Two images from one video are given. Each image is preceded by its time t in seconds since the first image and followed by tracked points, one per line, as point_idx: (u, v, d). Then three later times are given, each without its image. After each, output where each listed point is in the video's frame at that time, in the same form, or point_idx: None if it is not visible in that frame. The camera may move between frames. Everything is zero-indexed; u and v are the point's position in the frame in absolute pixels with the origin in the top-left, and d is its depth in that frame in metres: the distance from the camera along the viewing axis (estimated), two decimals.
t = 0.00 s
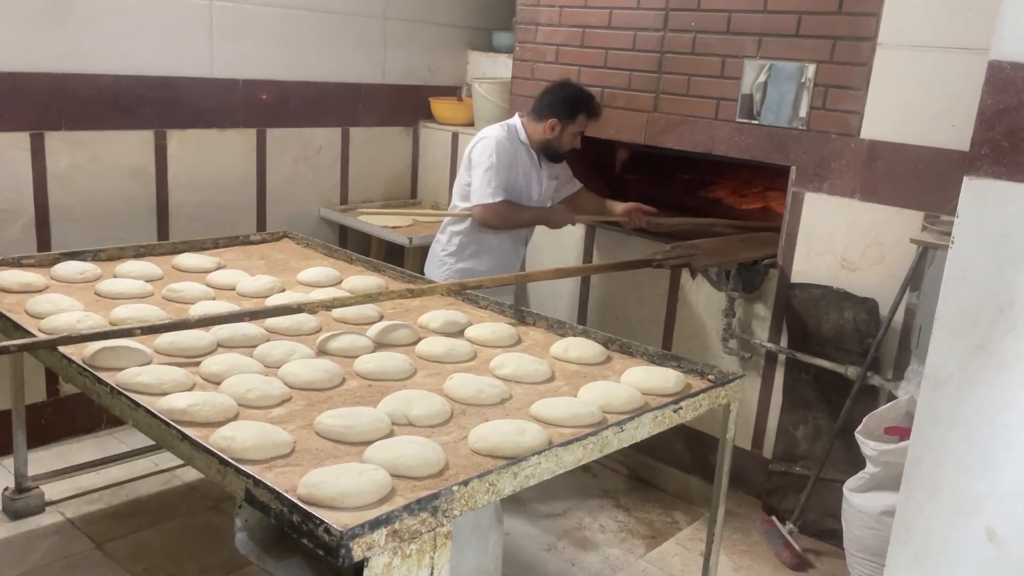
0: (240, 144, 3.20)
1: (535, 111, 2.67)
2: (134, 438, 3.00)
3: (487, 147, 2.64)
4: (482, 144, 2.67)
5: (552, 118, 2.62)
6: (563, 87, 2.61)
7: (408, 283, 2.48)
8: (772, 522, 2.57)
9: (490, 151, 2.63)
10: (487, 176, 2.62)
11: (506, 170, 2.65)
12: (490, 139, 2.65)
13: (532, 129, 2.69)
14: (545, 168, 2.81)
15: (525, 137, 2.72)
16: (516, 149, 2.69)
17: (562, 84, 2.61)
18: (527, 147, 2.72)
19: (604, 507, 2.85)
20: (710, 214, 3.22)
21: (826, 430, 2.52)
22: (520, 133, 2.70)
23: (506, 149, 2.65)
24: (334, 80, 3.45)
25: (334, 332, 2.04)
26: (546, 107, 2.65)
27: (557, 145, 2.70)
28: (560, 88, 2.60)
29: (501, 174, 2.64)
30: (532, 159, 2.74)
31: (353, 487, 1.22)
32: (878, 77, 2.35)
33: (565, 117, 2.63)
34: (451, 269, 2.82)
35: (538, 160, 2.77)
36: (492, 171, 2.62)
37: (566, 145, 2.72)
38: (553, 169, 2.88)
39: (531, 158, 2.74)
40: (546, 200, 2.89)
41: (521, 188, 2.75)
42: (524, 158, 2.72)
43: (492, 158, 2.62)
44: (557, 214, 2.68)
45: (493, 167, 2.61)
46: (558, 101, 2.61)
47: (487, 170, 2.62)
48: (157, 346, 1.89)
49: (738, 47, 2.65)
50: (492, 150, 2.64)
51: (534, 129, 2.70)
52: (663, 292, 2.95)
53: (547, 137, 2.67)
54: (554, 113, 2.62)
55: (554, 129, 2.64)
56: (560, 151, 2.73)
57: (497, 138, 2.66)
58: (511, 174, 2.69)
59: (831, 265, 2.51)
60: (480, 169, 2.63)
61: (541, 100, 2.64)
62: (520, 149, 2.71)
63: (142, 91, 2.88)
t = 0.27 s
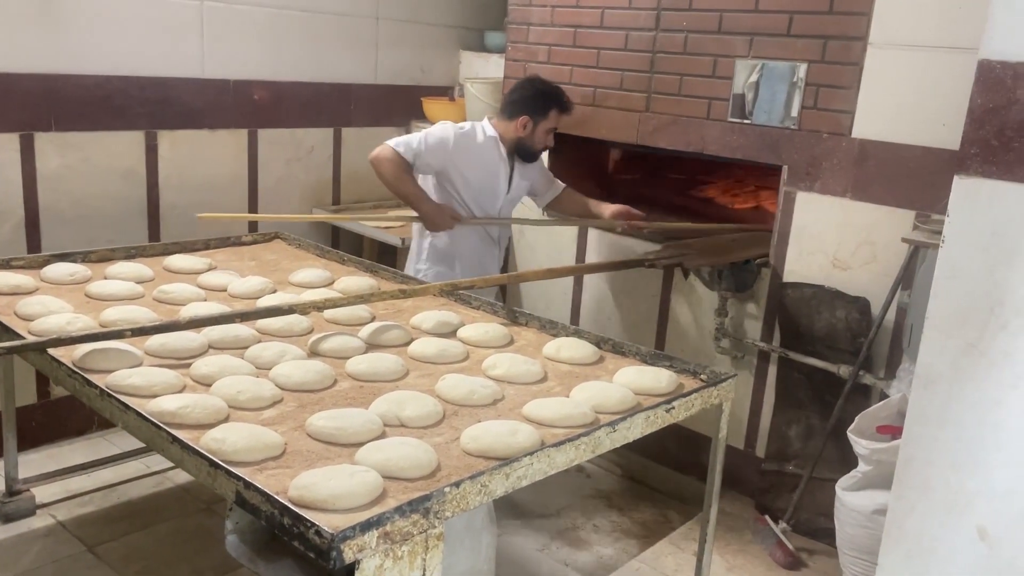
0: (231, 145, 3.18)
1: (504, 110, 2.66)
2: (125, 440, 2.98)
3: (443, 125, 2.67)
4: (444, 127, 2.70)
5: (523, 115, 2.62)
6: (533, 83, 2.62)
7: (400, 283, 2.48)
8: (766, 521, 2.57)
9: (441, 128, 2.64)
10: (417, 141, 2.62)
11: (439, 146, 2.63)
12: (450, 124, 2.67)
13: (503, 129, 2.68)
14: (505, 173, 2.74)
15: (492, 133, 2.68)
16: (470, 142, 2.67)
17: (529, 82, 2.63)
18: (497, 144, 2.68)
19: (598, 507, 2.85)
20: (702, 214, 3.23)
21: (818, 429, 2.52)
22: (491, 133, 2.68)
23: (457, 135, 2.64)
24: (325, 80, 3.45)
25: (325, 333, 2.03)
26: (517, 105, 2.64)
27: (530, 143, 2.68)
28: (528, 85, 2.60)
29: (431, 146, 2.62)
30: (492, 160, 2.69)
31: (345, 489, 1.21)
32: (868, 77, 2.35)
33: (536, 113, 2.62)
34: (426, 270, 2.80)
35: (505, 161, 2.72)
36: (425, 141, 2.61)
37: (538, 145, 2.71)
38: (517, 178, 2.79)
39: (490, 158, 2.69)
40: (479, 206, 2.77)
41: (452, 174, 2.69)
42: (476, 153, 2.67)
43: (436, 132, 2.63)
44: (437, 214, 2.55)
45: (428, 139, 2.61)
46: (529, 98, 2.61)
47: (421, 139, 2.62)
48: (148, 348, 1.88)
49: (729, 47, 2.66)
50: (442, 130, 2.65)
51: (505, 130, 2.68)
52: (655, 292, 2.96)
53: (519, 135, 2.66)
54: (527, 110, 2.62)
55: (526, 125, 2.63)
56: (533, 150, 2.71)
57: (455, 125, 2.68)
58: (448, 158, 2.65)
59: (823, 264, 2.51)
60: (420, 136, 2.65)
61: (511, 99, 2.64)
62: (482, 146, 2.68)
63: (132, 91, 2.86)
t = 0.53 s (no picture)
0: (225, 146, 3.18)
1: (473, 101, 2.64)
2: (120, 443, 2.97)
3: (413, 138, 2.62)
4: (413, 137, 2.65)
5: (491, 104, 2.59)
6: (496, 71, 2.57)
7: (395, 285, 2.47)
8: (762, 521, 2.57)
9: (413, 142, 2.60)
10: (397, 164, 2.58)
11: (419, 163, 2.60)
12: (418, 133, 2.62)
13: (473, 121, 2.66)
14: (481, 168, 2.73)
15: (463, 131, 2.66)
16: (443, 147, 2.64)
17: (491, 69, 2.58)
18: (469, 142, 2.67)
19: (594, 508, 2.85)
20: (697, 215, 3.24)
21: (814, 429, 2.53)
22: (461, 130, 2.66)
23: (429, 144, 2.60)
24: (320, 80, 3.44)
25: (321, 335, 2.03)
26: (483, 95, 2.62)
27: (502, 132, 2.66)
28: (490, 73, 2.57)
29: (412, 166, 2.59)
30: (466, 157, 2.67)
31: (341, 492, 1.21)
32: (862, 77, 2.36)
33: (504, 101, 2.59)
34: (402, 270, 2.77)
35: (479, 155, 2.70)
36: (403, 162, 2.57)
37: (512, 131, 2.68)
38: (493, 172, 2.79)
39: (465, 157, 2.68)
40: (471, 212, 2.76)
41: (439, 187, 2.66)
42: (452, 157, 2.65)
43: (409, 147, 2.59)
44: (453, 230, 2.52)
45: (406, 159, 2.57)
46: (496, 86, 2.57)
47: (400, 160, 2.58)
48: (143, 351, 1.88)
49: (724, 47, 2.66)
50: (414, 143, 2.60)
51: (476, 120, 2.66)
52: (651, 292, 2.96)
53: (490, 125, 2.64)
54: (496, 99, 2.59)
55: (495, 114, 2.61)
56: (505, 138, 2.68)
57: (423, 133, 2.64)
58: (431, 171, 2.63)
59: (818, 264, 2.52)
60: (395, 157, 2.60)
61: (477, 89, 2.61)
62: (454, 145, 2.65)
63: (126, 92, 2.85)
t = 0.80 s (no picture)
0: (222, 146, 3.17)
1: (456, 95, 2.68)
2: (118, 444, 2.97)
3: (426, 152, 2.58)
4: (421, 149, 2.60)
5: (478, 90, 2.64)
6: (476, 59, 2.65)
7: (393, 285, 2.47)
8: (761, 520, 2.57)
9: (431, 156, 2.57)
10: (427, 183, 2.56)
11: (446, 175, 2.60)
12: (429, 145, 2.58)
13: (459, 112, 2.69)
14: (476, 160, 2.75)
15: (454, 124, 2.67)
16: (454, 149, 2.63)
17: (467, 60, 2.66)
18: (465, 136, 2.68)
19: (593, 508, 2.85)
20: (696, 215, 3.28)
21: (813, 427, 2.53)
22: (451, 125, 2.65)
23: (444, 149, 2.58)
24: (317, 80, 3.43)
25: (320, 336, 2.02)
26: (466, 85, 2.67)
27: (491, 119, 2.70)
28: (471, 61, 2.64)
29: (441, 180, 2.59)
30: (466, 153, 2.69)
31: (342, 495, 1.21)
32: (860, 76, 2.36)
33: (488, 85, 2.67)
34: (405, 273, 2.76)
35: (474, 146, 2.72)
36: (432, 179, 2.56)
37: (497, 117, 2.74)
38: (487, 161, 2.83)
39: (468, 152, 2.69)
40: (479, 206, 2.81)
41: (461, 193, 2.69)
42: (461, 156, 2.66)
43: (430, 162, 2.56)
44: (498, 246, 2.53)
45: (433, 175, 2.56)
46: (481, 72, 2.64)
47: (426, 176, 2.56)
48: (141, 353, 1.87)
49: (722, 46, 2.66)
50: (431, 156, 2.58)
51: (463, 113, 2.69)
52: (649, 292, 2.96)
53: (480, 112, 2.68)
54: (483, 85, 2.65)
55: (483, 100, 2.66)
56: (494, 125, 2.72)
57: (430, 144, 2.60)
58: (452, 178, 2.63)
59: (816, 263, 2.52)
60: (418, 174, 2.57)
61: (459, 80, 2.66)
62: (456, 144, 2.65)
63: (122, 93, 2.84)
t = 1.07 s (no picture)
0: (221, 144, 3.16)
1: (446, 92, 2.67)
2: (118, 444, 2.96)
3: (446, 142, 2.55)
4: (438, 140, 2.57)
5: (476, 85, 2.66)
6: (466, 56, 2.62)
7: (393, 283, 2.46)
8: (763, 517, 2.57)
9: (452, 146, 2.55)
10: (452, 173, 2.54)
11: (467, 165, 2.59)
12: (448, 135, 2.56)
13: (455, 107, 2.68)
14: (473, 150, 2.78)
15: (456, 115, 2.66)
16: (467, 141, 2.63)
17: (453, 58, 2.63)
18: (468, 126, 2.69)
19: (594, 505, 2.85)
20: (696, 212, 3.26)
21: (814, 424, 2.53)
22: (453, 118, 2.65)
23: (463, 141, 2.58)
24: (315, 78, 3.42)
25: (321, 334, 2.01)
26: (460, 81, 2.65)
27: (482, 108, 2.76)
28: (465, 57, 2.60)
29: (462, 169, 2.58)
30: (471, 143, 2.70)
31: (347, 492, 1.20)
32: (861, 72, 2.36)
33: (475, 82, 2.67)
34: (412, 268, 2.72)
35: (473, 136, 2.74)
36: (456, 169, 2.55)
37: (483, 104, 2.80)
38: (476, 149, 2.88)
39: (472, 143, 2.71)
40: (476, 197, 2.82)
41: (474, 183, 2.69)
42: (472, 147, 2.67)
43: (452, 152, 2.54)
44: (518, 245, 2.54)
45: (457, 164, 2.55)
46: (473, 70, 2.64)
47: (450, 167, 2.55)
48: (142, 351, 1.86)
49: (722, 43, 2.65)
50: (452, 145, 2.56)
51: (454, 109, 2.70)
52: (650, 289, 2.96)
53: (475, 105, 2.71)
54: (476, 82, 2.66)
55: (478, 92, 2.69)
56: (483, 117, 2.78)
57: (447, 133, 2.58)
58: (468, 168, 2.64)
59: (817, 260, 2.52)
60: (440, 165, 2.55)
61: (452, 76, 2.63)
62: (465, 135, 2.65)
63: (120, 91, 2.83)
